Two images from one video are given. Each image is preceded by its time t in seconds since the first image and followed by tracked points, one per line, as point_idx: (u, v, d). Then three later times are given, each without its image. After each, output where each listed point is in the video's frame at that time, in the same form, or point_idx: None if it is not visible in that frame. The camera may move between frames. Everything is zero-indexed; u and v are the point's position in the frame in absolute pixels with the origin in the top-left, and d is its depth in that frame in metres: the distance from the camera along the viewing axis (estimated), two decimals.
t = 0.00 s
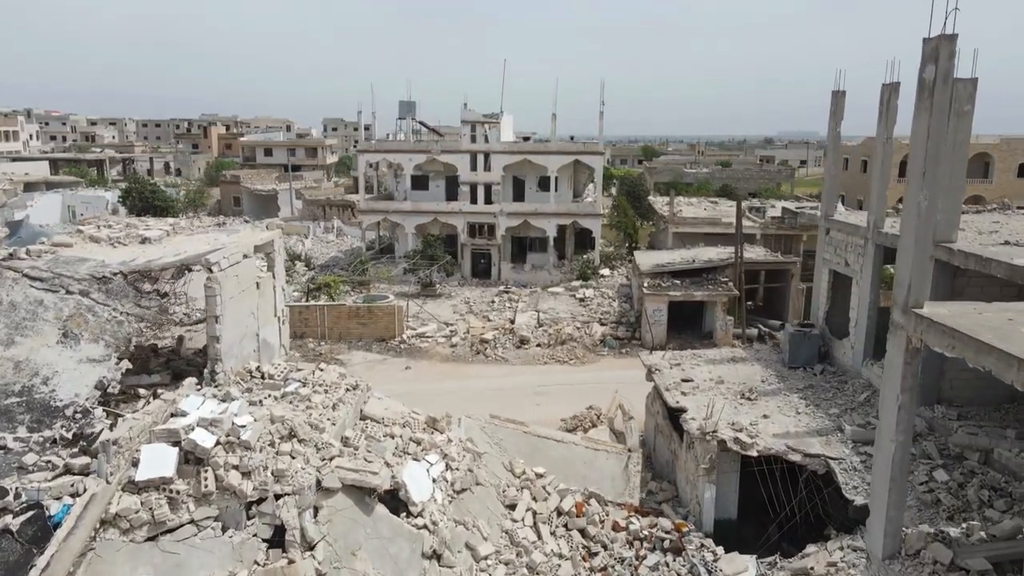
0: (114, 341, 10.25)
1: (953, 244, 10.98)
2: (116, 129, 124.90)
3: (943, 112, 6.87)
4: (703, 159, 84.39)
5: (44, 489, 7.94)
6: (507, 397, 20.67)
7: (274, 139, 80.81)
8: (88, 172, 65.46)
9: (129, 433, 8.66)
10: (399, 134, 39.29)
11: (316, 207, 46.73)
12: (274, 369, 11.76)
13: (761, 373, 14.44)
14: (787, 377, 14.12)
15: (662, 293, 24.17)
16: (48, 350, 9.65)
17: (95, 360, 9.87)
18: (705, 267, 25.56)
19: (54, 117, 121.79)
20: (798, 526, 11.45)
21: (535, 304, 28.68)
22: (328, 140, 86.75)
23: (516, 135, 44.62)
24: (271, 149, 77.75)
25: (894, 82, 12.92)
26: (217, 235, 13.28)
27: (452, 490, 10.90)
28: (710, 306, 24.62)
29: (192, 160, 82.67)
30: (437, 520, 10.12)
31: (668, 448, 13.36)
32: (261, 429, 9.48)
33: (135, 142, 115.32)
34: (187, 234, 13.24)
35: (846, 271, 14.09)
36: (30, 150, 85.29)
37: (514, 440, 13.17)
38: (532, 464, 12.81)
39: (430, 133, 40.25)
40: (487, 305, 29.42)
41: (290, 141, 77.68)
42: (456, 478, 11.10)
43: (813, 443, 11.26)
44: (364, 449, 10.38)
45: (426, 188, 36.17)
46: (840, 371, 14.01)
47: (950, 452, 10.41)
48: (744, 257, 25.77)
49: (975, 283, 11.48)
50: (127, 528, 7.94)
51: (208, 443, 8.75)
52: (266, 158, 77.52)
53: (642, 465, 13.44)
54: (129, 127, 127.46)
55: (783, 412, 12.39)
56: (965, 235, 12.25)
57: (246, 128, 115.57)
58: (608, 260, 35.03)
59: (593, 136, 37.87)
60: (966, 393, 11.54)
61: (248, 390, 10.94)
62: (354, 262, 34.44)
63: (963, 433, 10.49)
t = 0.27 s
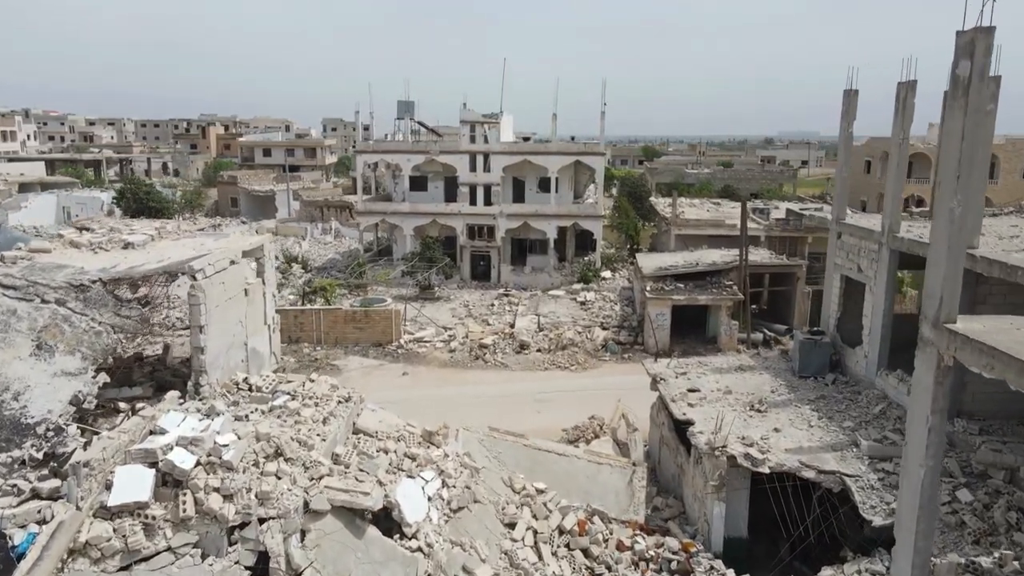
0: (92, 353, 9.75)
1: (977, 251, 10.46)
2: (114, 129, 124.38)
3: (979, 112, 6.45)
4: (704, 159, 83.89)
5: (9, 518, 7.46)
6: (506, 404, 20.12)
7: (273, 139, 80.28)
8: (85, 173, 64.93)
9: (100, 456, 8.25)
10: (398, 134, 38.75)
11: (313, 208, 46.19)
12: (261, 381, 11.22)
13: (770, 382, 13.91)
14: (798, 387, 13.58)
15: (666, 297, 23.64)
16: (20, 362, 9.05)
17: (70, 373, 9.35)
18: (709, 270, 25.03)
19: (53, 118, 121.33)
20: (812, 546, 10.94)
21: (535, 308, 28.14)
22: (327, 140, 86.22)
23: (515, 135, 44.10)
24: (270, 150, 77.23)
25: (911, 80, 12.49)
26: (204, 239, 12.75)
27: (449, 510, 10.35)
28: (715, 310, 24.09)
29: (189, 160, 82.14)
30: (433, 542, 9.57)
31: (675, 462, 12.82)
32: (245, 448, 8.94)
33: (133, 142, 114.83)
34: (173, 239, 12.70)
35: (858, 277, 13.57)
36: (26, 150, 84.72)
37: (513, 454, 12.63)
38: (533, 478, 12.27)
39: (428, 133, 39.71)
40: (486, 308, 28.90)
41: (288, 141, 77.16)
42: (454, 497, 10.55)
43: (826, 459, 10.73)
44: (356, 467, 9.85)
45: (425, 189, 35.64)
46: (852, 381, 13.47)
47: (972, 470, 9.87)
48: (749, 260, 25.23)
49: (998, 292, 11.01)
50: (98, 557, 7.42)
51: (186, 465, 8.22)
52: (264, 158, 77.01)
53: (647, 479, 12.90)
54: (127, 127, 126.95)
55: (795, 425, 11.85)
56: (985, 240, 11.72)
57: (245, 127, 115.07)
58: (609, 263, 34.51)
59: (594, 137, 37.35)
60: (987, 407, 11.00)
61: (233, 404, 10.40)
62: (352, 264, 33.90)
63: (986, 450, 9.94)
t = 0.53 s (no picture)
0: (66, 366, 9.13)
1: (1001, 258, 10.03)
2: (112, 129, 123.84)
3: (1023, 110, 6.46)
4: (705, 160, 83.41)
5: None
6: (506, 412, 19.56)
7: (271, 140, 79.74)
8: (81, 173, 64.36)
9: (69, 481, 7.81)
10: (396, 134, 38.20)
11: (311, 209, 45.64)
12: (247, 393, 10.66)
13: (781, 393, 13.35)
14: (809, 398, 13.02)
15: (669, 301, 23.10)
16: None
17: (43, 389, 8.65)
18: (713, 273, 24.49)
19: (51, 118, 120.85)
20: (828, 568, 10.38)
21: (535, 312, 27.59)
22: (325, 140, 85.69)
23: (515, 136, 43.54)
24: (268, 150, 76.71)
25: (929, 77, 11.92)
26: (190, 244, 12.20)
27: (444, 531, 9.76)
28: (719, 314, 23.56)
29: (187, 161, 81.60)
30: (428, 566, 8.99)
31: (682, 476, 12.26)
32: (227, 470, 8.40)
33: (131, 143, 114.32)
34: (157, 245, 12.17)
35: (872, 283, 13.02)
36: (23, 150, 84.15)
37: (513, 469, 12.07)
38: (533, 495, 11.71)
39: (427, 134, 39.17)
40: (486, 312, 28.36)
41: (287, 141, 76.64)
42: (450, 516, 9.96)
43: (842, 476, 10.17)
44: (346, 486, 9.28)
45: (423, 191, 35.09)
46: (866, 392, 12.91)
47: (998, 489, 9.30)
48: (754, 263, 24.69)
49: None
50: None
51: (161, 489, 7.68)
52: (262, 159, 76.49)
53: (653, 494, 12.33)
54: (126, 127, 126.44)
55: (809, 439, 11.30)
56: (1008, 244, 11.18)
57: (243, 128, 114.55)
58: (610, 265, 33.98)
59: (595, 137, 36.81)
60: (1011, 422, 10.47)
61: (216, 420, 9.84)
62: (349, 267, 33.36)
63: (1013, 468, 9.39)
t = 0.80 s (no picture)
0: (37, 381, 8.55)
1: None
2: (111, 129, 123.30)
3: None
4: (706, 160, 82.87)
5: None
6: (506, 420, 19.02)
7: (270, 140, 79.22)
8: (78, 174, 63.80)
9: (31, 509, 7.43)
10: (394, 135, 37.66)
11: (308, 210, 45.09)
12: (232, 407, 10.10)
13: (792, 404, 12.80)
14: (822, 410, 12.47)
15: (673, 305, 22.55)
16: None
17: (11, 406, 8.06)
18: (717, 277, 23.96)
19: (49, 119, 120.34)
20: None
21: (535, 315, 27.04)
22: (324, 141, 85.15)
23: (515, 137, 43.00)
24: (267, 151, 76.20)
25: (949, 75, 11.29)
26: (174, 250, 11.64)
27: (441, 553, 9.13)
28: (724, 319, 23.04)
29: (185, 161, 81.19)
30: None
31: (689, 492, 11.71)
32: (205, 494, 7.89)
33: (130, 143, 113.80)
34: (140, 250, 11.62)
35: (888, 290, 12.47)
36: (19, 151, 83.64)
37: (512, 485, 11.53)
38: (533, 512, 11.16)
39: (426, 134, 38.63)
40: (485, 316, 27.83)
41: (285, 141, 76.11)
42: (447, 536, 9.32)
43: (860, 496, 9.61)
44: (335, 509, 8.72)
45: (421, 192, 34.55)
46: (881, 404, 12.36)
47: None
48: (759, 266, 24.14)
49: None
50: None
51: (133, 517, 7.27)
52: (261, 159, 76.02)
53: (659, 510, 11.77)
54: (124, 128, 125.96)
55: (823, 455, 10.74)
56: None
57: (242, 128, 114.06)
58: (611, 267, 33.47)
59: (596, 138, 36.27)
60: None
61: (198, 437, 9.29)
62: (346, 269, 32.83)
63: None
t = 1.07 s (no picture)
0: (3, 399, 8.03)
1: None
2: (109, 130, 122.80)
3: None
4: (707, 160, 82.40)
5: None
6: (505, 429, 18.47)
7: (269, 141, 78.73)
8: (74, 175, 63.27)
9: None
10: (392, 135, 37.13)
11: (305, 212, 44.54)
12: (215, 423, 9.56)
13: (804, 416, 12.24)
14: (835, 424, 11.92)
15: (676, 310, 22.02)
16: None
17: None
18: (721, 281, 23.44)
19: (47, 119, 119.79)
20: None
21: (536, 320, 26.50)
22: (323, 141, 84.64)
23: (515, 137, 42.48)
24: (266, 151, 75.71)
25: (971, 72, 10.76)
26: (157, 255, 11.11)
27: None
28: (728, 324, 22.52)
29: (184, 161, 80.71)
30: None
31: (697, 510, 11.17)
32: (181, 521, 7.36)
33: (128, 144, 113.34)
34: (121, 255, 11.08)
35: (904, 297, 11.92)
36: (16, 151, 83.08)
37: (512, 503, 11.00)
38: (533, 532, 10.62)
39: (424, 134, 38.10)
40: (484, 320, 27.31)
41: (284, 142, 75.58)
42: (442, 560, 8.71)
43: (880, 517, 9.07)
44: (323, 534, 8.15)
45: (420, 194, 34.02)
46: (897, 416, 11.83)
47: None
48: (765, 270, 23.61)
49: None
50: None
51: (98, 550, 6.75)
52: (259, 160, 75.52)
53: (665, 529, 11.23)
54: (123, 128, 125.45)
55: (838, 472, 10.20)
56: None
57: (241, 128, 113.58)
58: (612, 270, 32.98)
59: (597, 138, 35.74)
60: None
61: (177, 455, 8.76)
62: (343, 272, 32.32)
63: None
